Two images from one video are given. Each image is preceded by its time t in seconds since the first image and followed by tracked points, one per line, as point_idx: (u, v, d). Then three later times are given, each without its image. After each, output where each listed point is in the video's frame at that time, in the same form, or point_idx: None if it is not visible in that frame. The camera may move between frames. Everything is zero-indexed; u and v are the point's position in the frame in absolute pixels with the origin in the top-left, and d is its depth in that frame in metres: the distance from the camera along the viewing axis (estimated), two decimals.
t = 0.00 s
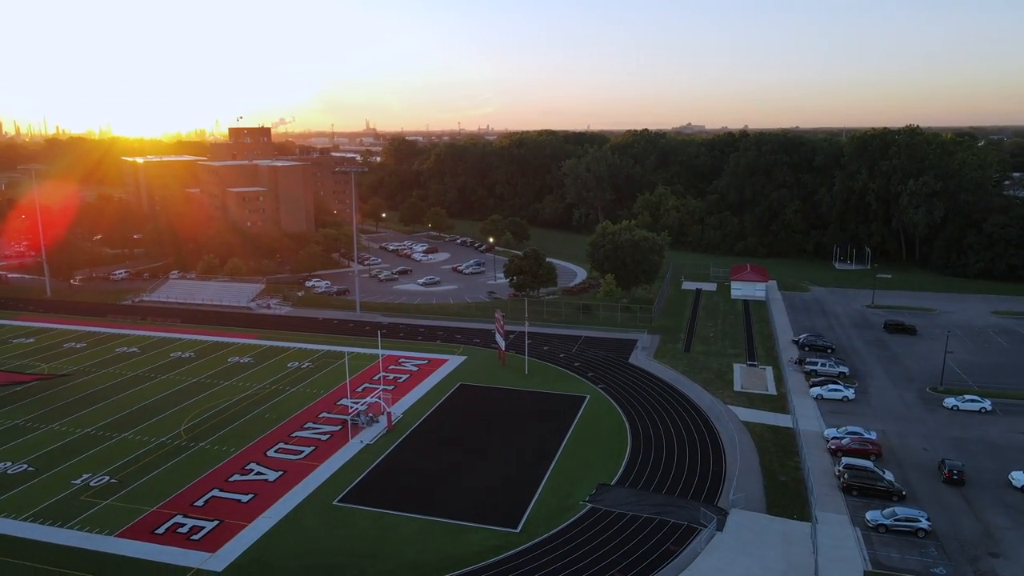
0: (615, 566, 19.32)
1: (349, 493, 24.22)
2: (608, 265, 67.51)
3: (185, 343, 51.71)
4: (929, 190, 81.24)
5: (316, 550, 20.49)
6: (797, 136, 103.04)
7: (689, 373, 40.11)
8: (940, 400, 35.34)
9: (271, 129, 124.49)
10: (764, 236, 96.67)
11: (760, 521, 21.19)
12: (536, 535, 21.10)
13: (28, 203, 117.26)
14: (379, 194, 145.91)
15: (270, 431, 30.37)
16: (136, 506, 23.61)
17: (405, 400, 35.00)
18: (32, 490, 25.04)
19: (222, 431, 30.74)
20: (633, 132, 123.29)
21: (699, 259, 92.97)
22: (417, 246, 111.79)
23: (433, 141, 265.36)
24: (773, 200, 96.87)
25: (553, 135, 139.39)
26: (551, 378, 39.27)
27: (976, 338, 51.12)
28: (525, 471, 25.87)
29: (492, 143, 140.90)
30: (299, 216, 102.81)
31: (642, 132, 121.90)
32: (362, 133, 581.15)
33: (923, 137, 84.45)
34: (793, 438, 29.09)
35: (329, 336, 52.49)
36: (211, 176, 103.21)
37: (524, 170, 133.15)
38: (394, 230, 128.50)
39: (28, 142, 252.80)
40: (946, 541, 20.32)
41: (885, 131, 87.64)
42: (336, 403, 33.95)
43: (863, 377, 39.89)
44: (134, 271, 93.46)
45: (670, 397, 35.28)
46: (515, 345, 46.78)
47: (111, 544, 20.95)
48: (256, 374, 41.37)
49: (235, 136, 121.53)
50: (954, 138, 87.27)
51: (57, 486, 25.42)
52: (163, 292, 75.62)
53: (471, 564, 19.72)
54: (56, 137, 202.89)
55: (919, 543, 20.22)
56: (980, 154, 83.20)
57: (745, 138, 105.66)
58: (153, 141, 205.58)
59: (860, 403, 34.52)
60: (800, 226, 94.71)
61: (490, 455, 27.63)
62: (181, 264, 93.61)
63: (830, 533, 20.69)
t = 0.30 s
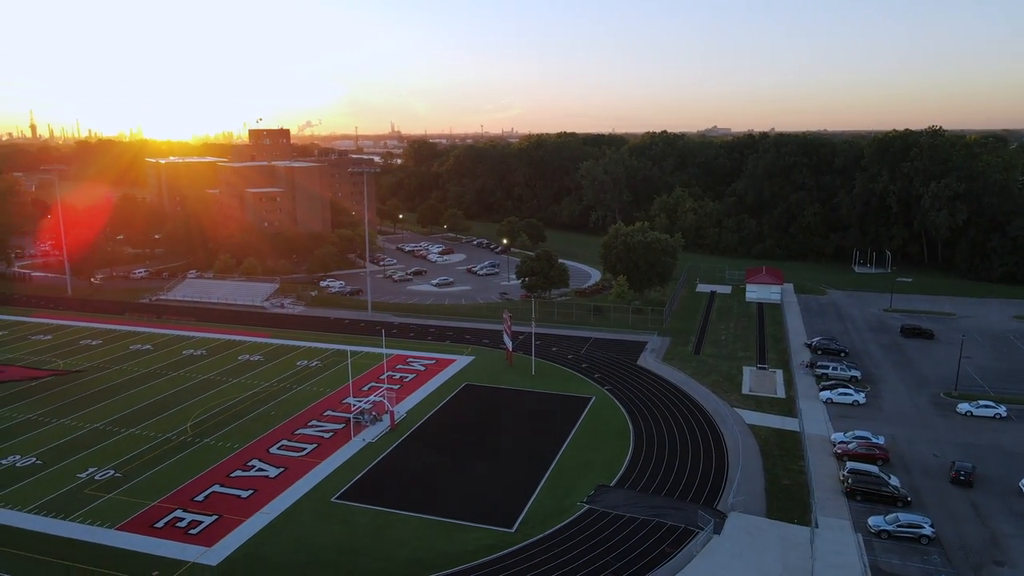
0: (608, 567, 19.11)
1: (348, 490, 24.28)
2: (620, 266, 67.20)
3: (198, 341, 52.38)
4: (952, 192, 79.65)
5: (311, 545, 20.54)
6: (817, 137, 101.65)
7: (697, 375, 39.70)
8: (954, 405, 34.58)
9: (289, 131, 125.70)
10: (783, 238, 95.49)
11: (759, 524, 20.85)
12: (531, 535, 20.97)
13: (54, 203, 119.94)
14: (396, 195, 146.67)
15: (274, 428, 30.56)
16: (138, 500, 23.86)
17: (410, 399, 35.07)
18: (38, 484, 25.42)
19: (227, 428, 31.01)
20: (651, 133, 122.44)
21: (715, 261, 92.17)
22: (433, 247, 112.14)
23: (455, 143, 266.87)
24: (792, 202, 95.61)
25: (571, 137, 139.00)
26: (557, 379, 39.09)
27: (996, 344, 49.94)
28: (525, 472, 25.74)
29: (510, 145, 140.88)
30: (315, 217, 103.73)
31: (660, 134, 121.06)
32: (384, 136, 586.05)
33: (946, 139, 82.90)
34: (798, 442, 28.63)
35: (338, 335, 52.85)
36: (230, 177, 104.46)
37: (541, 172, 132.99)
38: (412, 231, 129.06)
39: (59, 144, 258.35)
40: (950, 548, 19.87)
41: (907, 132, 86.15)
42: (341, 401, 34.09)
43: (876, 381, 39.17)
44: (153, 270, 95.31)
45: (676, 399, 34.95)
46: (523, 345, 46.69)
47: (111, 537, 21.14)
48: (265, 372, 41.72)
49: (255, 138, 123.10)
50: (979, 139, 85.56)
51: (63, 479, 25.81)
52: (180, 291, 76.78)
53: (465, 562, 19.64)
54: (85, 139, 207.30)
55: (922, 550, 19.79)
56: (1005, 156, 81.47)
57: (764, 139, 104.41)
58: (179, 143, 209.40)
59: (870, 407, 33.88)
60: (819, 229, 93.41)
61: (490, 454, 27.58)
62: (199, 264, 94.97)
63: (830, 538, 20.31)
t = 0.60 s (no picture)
0: (601, 567, 18.95)
1: (347, 487, 24.39)
2: (633, 268, 66.84)
3: (210, 339, 52.98)
4: (974, 195, 78.29)
5: (306, 541, 20.65)
6: (836, 139, 100.42)
7: (705, 377, 39.33)
8: (968, 410, 33.89)
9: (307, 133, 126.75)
10: (801, 241, 94.30)
11: (758, 527, 20.57)
12: (526, 534, 20.88)
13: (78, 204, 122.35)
14: (414, 197, 147.33)
15: (278, 426, 30.74)
16: (140, 494, 24.09)
17: (414, 398, 35.13)
18: (45, 477, 25.79)
19: (232, 424, 31.26)
20: (669, 135, 121.59)
21: (731, 264, 91.30)
22: (448, 248, 112.38)
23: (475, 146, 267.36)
24: (810, 204, 94.42)
25: (588, 139, 138.58)
26: (563, 380, 38.92)
27: (1016, 349, 48.84)
28: (525, 471, 25.66)
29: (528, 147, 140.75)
30: (331, 218, 104.51)
31: (677, 136, 120.17)
32: (408, 139, 588.83)
33: (968, 141, 81.51)
34: (804, 445, 28.21)
35: (348, 335, 53.16)
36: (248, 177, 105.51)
37: (557, 174, 132.76)
38: (430, 232, 129.47)
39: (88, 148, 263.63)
40: (953, 555, 19.44)
41: (928, 134, 84.80)
42: (346, 400, 34.23)
43: (888, 385, 38.51)
44: (171, 269, 97.05)
45: (682, 400, 34.64)
46: (532, 346, 46.57)
47: (111, 530, 21.37)
48: (273, 370, 42.07)
49: (274, 139, 124.48)
50: (1002, 141, 84.03)
51: (69, 472, 26.16)
52: (196, 290, 77.78)
53: (457, 560, 19.60)
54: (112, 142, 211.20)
55: (924, 556, 19.40)
56: None
57: (783, 141, 103.16)
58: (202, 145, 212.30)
59: (881, 412, 33.27)
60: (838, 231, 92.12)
61: (491, 454, 27.51)
62: (217, 264, 96.12)
63: (830, 542, 19.97)
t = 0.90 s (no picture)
0: (593, 567, 18.84)
1: (346, 484, 24.47)
2: (644, 269, 66.38)
3: (222, 337, 53.53)
4: (996, 197, 76.90)
5: (301, 536, 20.75)
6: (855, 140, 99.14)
7: (713, 379, 38.91)
8: (980, 415, 33.18)
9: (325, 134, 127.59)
10: (819, 244, 93.08)
11: (755, 530, 20.29)
12: (520, 533, 20.80)
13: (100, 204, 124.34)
14: (430, 198, 147.78)
15: (282, 423, 30.90)
16: (141, 488, 24.33)
17: (419, 397, 35.16)
18: (51, 470, 26.15)
19: (237, 421, 31.51)
20: (686, 137, 120.87)
21: (747, 266, 90.38)
22: (463, 249, 112.45)
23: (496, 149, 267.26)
24: (829, 206, 93.21)
25: (606, 141, 138.17)
26: (570, 381, 38.72)
27: None
28: (523, 471, 25.56)
29: (547, 149, 140.71)
30: (346, 218, 105.08)
31: (695, 138, 119.43)
32: (428, 142, 591.33)
33: (991, 142, 80.11)
34: (809, 448, 27.78)
35: (358, 334, 53.37)
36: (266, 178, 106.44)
37: (574, 175, 132.34)
38: (446, 234, 129.71)
39: (116, 150, 267.72)
40: (955, 561, 19.05)
41: (950, 135, 83.44)
42: (351, 398, 34.35)
43: (900, 389, 37.84)
44: (188, 268, 98.18)
45: (687, 402, 34.30)
46: (540, 347, 46.42)
47: (111, 523, 21.61)
48: (282, 368, 42.38)
49: (292, 140, 125.44)
50: None
51: (74, 466, 26.51)
52: (211, 289, 78.68)
53: (450, 558, 19.58)
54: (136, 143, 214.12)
55: (924, 562, 19.04)
56: None
57: (802, 143, 102.03)
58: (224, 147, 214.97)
59: (891, 416, 32.69)
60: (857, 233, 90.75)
61: (491, 453, 27.43)
62: (233, 263, 97.01)
63: (828, 546, 19.66)
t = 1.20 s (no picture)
0: (586, 567, 18.74)
1: (345, 481, 24.57)
2: (655, 271, 65.94)
3: (234, 335, 54.11)
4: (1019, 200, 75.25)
5: (297, 532, 20.83)
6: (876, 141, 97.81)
7: (720, 381, 38.52)
8: (993, 420, 32.47)
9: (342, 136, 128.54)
10: (837, 246, 91.81)
11: (753, 532, 19.97)
12: (515, 532, 20.73)
13: (122, 204, 126.38)
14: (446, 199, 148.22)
15: (286, 420, 31.15)
16: (144, 482, 24.60)
17: (423, 396, 35.18)
18: (58, 463, 26.55)
19: (242, 418, 31.79)
20: (704, 139, 119.98)
21: (761, 269, 89.49)
22: (478, 251, 112.61)
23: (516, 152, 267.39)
24: (847, 209, 91.90)
25: (624, 144, 137.71)
26: (576, 381, 38.55)
27: None
28: (522, 470, 25.46)
29: (564, 151, 140.50)
30: (361, 219, 105.75)
31: (713, 140, 118.56)
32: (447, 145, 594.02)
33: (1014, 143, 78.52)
34: (814, 452, 27.36)
35: (367, 333, 53.65)
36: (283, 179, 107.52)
37: (590, 177, 131.91)
38: (462, 235, 129.90)
39: (143, 154, 271.33)
40: (957, 569, 18.68)
41: (972, 136, 81.89)
42: (356, 396, 34.48)
43: (912, 393, 37.16)
44: (206, 268, 99.24)
45: (692, 404, 33.97)
46: (548, 348, 46.32)
47: (112, 515, 21.87)
48: (290, 366, 42.73)
49: (309, 142, 126.49)
50: None
51: (80, 460, 26.89)
52: (226, 288, 79.65)
53: (443, 555, 19.59)
54: (160, 145, 217.26)
55: (926, 568, 18.70)
56: None
57: (821, 145, 100.86)
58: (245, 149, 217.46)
59: (900, 420, 32.11)
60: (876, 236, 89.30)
61: (492, 452, 27.35)
62: (250, 264, 98.04)
63: (827, 551, 19.35)
